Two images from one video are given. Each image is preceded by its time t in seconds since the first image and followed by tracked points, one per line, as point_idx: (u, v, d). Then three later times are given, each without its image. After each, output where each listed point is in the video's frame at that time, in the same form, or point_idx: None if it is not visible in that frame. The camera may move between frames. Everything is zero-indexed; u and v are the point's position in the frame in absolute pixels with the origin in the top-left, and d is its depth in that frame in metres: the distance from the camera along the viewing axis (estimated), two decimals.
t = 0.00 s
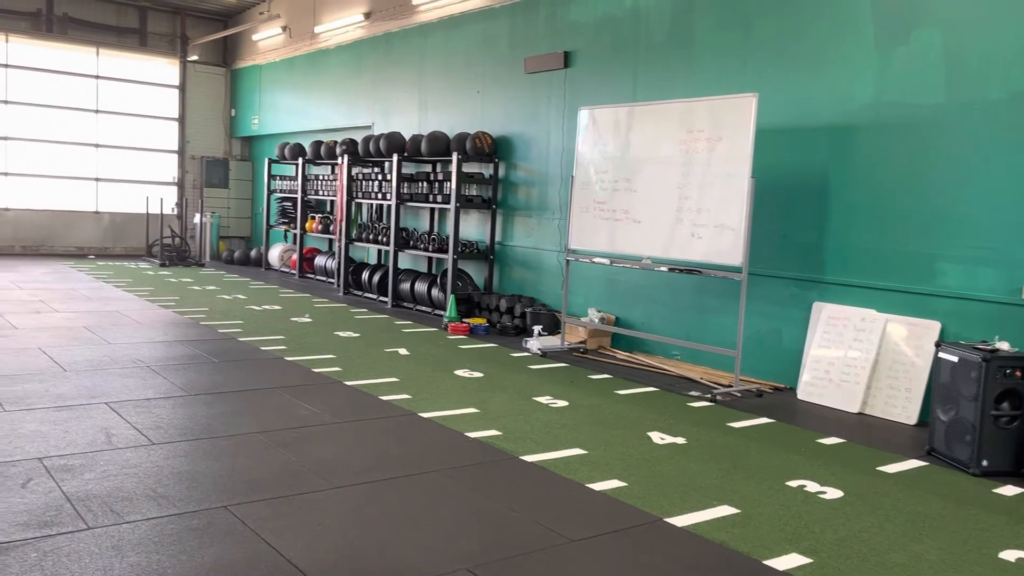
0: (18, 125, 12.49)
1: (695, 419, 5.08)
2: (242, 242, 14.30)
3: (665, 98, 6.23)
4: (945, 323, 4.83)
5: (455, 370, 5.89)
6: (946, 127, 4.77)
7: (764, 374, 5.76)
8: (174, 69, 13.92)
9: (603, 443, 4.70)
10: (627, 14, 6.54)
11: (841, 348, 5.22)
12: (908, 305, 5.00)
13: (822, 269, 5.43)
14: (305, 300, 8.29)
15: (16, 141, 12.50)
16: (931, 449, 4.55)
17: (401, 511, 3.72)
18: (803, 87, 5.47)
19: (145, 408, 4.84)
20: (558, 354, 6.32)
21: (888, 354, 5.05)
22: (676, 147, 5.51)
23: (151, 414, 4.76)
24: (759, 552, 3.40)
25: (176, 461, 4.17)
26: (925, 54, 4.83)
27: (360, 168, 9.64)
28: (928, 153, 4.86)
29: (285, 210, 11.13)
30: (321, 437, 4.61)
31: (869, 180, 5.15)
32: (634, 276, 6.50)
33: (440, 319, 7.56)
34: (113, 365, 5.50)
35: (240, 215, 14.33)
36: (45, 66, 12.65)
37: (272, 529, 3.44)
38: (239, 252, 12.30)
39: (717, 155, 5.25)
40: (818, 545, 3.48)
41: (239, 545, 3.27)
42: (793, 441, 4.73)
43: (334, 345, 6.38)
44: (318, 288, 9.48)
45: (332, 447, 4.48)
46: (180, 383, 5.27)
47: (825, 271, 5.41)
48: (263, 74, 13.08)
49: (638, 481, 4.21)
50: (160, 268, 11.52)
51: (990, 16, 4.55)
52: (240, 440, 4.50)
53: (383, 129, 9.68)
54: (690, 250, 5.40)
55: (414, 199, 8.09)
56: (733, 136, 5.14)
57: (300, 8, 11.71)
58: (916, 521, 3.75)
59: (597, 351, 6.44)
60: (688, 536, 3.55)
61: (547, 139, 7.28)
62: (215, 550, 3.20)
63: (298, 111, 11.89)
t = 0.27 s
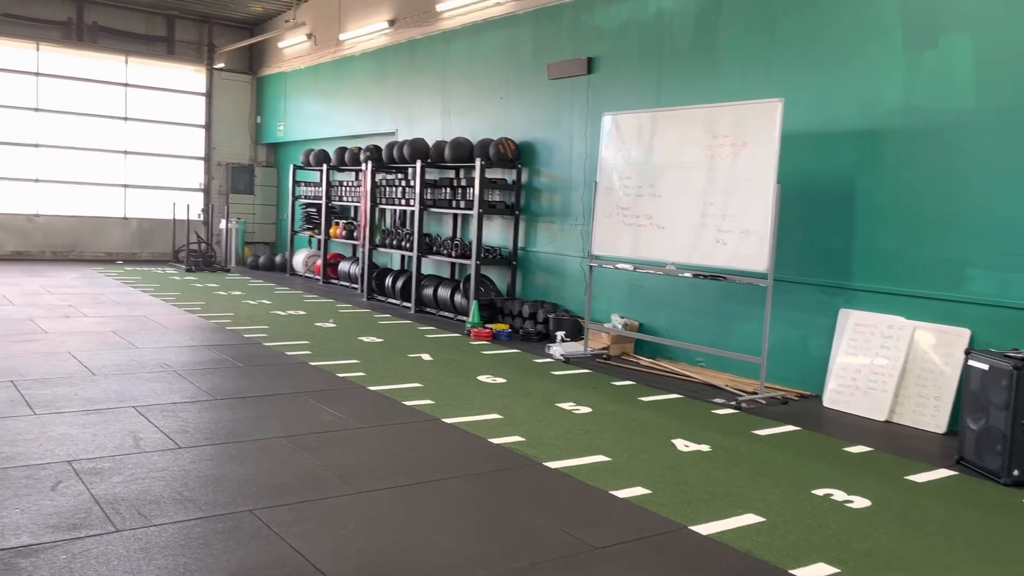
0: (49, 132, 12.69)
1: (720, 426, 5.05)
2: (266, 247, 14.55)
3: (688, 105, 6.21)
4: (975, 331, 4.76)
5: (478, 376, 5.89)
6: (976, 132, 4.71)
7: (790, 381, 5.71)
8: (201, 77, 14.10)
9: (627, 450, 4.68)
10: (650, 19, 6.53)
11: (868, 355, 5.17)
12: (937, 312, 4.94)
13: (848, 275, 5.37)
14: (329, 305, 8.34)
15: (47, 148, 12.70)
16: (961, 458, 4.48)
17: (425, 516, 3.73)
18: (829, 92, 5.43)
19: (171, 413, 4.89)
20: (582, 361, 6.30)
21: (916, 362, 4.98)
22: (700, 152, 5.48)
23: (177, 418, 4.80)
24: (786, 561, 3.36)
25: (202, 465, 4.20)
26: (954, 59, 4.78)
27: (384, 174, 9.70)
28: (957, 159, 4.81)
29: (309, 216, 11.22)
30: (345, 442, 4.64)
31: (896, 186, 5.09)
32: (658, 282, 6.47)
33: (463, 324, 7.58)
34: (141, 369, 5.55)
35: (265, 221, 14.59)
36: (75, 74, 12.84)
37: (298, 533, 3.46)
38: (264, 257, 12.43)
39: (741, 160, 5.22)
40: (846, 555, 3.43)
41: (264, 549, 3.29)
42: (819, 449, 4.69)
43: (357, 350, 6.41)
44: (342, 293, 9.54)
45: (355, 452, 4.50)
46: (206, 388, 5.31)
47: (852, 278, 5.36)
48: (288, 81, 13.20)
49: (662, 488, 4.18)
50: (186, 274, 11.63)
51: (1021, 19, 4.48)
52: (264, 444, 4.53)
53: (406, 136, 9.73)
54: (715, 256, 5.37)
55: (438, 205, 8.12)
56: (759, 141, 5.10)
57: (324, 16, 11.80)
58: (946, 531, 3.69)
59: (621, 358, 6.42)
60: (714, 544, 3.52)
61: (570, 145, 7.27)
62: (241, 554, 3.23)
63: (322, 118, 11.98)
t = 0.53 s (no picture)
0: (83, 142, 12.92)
1: (748, 435, 5.02)
2: (295, 255, 14.58)
3: (717, 112, 6.18)
4: (1009, 339, 4.68)
5: (505, 383, 5.91)
6: (1009, 137, 4.64)
7: (820, 390, 5.66)
8: (232, 86, 14.28)
9: (654, 459, 4.66)
10: (679, 26, 6.51)
11: (899, 364, 5.10)
12: (971, 320, 4.87)
13: (879, 283, 5.32)
14: (357, 312, 8.41)
15: (82, 157, 12.93)
16: (996, 469, 4.39)
17: (452, 523, 3.73)
18: (859, 98, 5.38)
19: (202, 418, 4.95)
20: (609, 368, 6.29)
21: (949, 371, 4.91)
22: (727, 159, 5.46)
23: (208, 424, 4.86)
24: (816, 571, 3.32)
25: (232, 470, 4.24)
26: (986, 63, 4.72)
27: (411, 182, 9.75)
28: (990, 164, 4.74)
29: (337, 224, 11.32)
30: (373, 448, 4.66)
31: (928, 192, 5.03)
32: (685, 290, 6.45)
33: (490, 331, 7.59)
34: (172, 375, 5.62)
35: (294, 228, 14.58)
36: (108, 85, 13.07)
37: (327, 539, 3.49)
38: (293, 265, 12.54)
39: (769, 167, 5.19)
40: (877, 565, 3.39)
41: (294, 554, 3.32)
42: (850, 459, 4.64)
43: (384, 356, 6.45)
44: (369, 300, 9.60)
45: (383, 458, 4.52)
46: (235, 393, 5.37)
47: (883, 285, 5.30)
48: (317, 90, 13.32)
49: (690, 497, 4.16)
50: (216, 280, 11.77)
51: None
52: (293, 450, 4.57)
53: (434, 144, 9.78)
54: (743, 263, 5.34)
55: (465, 212, 8.15)
56: (787, 147, 5.08)
57: (352, 25, 11.92)
58: (981, 543, 3.63)
59: (648, 365, 6.40)
60: (743, 553, 3.49)
61: (597, 152, 7.27)
62: (271, 559, 3.25)
63: (350, 126, 12.09)
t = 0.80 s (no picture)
0: (118, 151, 13.16)
1: (780, 444, 4.97)
2: (325, 262, 14.60)
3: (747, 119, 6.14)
4: None
5: (533, 390, 5.91)
6: None
7: (852, 399, 5.60)
8: (263, 96, 14.47)
9: (684, 467, 4.64)
10: (708, 32, 6.50)
11: (934, 373, 5.03)
12: (1007, 328, 4.79)
13: (912, 291, 5.25)
14: (386, 319, 8.46)
15: (118, 167, 13.17)
16: None
17: (481, 530, 3.74)
18: (890, 103, 5.33)
19: (234, 424, 5.00)
20: (638, 376, 6.28)
21: (984, 380, 4.83)
22: (757, 166, 5.43)
23: (240, 429, 4.92)
24: None
25: (264, 475, 4.29)
26: (1020, 66, 4.65)
27: (440, 190, 9.81)
28: None
29: (367, 231, 11.41)
30: (402, 454, 4.69)
31: (963, 198, 4.96)
32: (715, 298, 6.42)
33: (518, 338, 7.60)
34: (206, 381, 5.69)
35: (324, 236, 14.55)
36: (143, 95, 13.30)
37: (358, 545, 3.50)
38: (323, 272, 12.64)
39: (799, 173, 5.16)
40: None
41: (325, 560, 3.34)
42: (883, 469, 4.58)
43: (413, 363, 6.49)
44: (399, 307, 9.66)
45: (412, 465, 4.54)
46: (266, 399, 5.43)
47: (916, 293, 5.23)
48: (347, 99, 13.43)
49: (720, 506, 4.13)
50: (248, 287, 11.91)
51: None
52: (324, 456, 4.61)
53: (462, 152, 9.84)
54: (773, 270, 5.30)
55: (493, 220, 8.18)
56: (817, 153, 5.04)
57: (380, 35, 12.04)
58: (1020, 556, 3.56)
59: (677, 373, 6.38)
60: (775, 563, 3.46)
61: (626, 160, 7.27)
62: (303, 564, 3.27)
63: (379, 135, 12.20)
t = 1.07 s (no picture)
0: (151, 159, 13.37)
1: (810, 453, 4.91)
2: (354, 267, 14.72)
3: (775, 124, 6.11)
4: None
5: (560, 397, 5.90)
6: None
7: (884, 407, 5.52)
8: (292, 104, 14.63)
9: (712, 475, 4.60)
10: (736, 38, 6.47)
11: (968, 381, 4.95)
12: None
13: (946, 297, 5.17)
14: (413, 325, 8.50)
15: (150, 174, 13.38)
16: None
17: (508, 536, 3.73)
18: (922, 107, 5.27)
19: (263, 428, 5.05)
20: (665, 383, 6.24)
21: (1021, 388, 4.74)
22: (787, 171, 5.39)
23: (270, 434, 4.96)
24: None
25: (292, 480, 4.32)
26: None
27: (467, 197, 9.85)
28: None
29: (394, 237, 11.49)
30: (428, 460, 4.70)
31: (998, 203, 4.88)
32: (744, 304, 6.37)
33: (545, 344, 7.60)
34: (235, 386, 5.75)
35: (352, 242, 14.80)
36: (175, 104, 13.52)
37: (385, 550, 3.51)
38: (351, 278, 12.76)
39: (829, 178, 5.11)
40: None
41: (353, 565, 3.34)
42: (916, 478, 4.50)
43: (440, 369, 6.51)
44: (426, 313, 9.70)
45: (438, 471, 4.55)
46: (294, 404, 5.47)
47: (950, 300, 5.15)
48: (375, 107, 13.53)
49: (749, 513, 4.08)
50: (277, 293, 12.04)
51: None
52: (352, 461, 4.63)
53: (489, 158, 9.88)
54: (803, 276, 5.25)
55: (519, 226, 8.19)
56: (847, 158, 4.99)
57: (407, 42, 12.13)
58: None
59: (706, 380, 6.34)
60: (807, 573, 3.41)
61: (653, 165, 7.25)
62: (331, 569, 3.28)
63: (406, 141, 12.28)
